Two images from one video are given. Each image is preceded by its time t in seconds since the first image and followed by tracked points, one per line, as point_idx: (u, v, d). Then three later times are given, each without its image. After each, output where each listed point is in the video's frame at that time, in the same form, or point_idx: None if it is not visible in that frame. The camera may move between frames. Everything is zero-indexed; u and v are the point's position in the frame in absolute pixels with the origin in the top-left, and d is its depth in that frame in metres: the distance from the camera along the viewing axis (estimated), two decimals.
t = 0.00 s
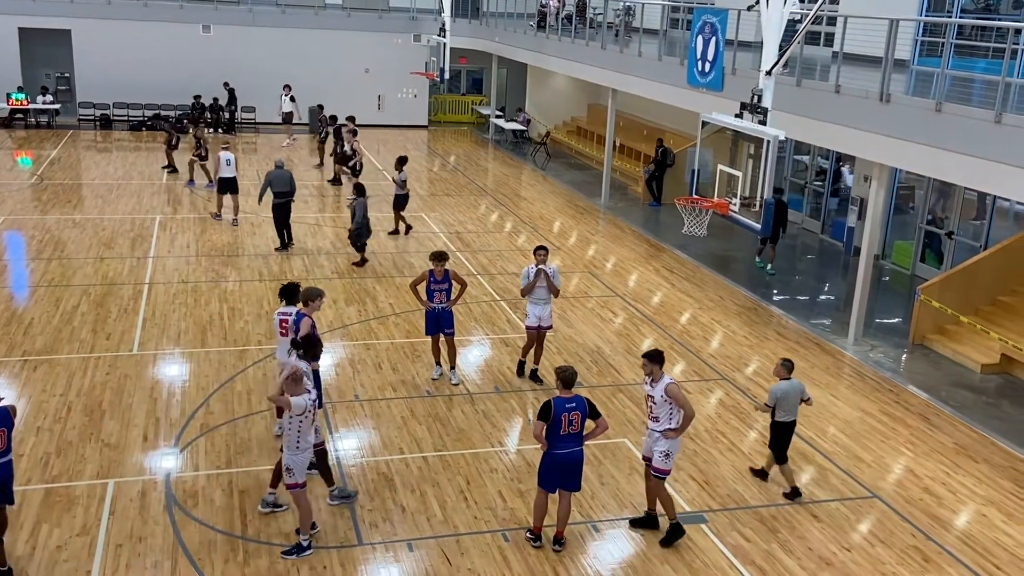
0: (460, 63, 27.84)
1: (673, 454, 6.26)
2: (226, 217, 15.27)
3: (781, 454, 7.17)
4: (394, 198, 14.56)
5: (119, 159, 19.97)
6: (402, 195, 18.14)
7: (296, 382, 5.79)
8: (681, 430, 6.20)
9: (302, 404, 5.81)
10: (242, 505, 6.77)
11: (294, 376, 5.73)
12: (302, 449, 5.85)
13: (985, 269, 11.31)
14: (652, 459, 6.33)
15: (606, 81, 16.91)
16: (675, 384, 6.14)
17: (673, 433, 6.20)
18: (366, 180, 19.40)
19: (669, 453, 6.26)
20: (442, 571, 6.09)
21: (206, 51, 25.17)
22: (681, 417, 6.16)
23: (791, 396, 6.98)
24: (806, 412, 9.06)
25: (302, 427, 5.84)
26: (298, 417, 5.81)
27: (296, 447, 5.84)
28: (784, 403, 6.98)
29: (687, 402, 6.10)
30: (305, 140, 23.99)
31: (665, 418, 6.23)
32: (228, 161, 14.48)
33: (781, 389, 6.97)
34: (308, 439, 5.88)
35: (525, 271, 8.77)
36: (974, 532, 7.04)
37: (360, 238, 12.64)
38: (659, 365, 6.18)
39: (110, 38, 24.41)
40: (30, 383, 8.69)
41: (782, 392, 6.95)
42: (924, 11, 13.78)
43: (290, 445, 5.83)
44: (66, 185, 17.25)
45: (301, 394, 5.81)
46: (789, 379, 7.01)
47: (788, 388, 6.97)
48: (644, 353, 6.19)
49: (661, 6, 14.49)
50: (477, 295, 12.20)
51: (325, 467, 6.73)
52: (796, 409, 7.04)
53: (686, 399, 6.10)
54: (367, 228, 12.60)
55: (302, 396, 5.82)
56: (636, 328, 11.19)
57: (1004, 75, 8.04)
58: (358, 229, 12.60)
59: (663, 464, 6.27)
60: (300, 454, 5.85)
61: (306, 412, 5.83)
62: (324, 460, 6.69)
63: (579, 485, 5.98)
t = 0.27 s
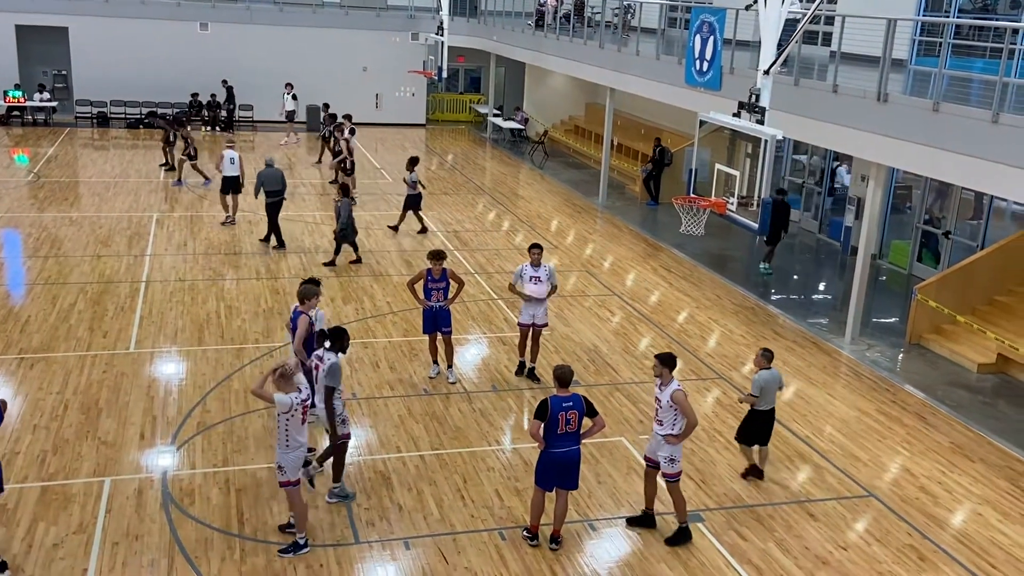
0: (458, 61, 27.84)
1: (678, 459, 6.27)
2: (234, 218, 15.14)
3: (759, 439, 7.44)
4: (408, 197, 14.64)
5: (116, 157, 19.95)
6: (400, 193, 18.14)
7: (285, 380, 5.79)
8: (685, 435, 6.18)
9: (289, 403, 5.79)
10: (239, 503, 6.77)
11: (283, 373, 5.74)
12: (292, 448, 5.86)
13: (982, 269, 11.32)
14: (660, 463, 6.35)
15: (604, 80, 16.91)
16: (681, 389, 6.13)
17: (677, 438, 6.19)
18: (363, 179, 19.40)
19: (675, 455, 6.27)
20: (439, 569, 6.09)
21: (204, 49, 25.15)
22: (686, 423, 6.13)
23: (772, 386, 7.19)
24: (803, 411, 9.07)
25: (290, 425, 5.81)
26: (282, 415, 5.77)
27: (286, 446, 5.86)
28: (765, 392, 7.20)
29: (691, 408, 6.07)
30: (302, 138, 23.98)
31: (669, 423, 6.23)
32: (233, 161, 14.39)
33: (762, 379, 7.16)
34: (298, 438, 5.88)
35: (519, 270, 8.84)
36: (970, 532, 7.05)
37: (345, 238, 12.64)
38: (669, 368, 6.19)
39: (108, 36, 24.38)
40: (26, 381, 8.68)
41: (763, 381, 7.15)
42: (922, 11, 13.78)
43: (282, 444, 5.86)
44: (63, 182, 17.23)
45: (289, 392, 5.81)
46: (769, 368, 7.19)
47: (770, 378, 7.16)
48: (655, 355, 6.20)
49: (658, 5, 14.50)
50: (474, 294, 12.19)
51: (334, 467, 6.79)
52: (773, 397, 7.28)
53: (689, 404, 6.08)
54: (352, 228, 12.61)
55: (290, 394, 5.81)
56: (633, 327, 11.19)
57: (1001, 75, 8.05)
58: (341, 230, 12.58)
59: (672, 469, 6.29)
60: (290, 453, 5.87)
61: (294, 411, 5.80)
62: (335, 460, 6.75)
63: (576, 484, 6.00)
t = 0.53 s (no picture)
0: (456, 60, 27.85)
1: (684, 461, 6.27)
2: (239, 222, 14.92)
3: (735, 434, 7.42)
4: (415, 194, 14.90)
5: (113, 156, 19.93)
6: (397, 192, 18.14)
7: (277, 375, 5.81)
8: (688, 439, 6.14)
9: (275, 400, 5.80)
10: (236, 502, 6.77)
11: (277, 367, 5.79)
12: (280, 444, 5.88)
13: (979, 269, 11.34)
14: (666, 466, 6.36)
15: (602, 80, 16.91)
16: (684, 393, 6.11)
17: (680, 442, 6.17)
18: (361, 177, 19.39)
19: (679, 458, 6.27)
20: (435, 568, 6.10)
21: (202, 48, 25.12)
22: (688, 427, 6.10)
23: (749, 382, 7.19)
24: (800, 411, 9.08)
25: (278, 421, 5.83)
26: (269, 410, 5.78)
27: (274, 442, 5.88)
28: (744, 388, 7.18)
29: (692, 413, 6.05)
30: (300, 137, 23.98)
31: (673, 427, 6.23)
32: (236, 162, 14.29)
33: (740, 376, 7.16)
34: (285, 436, 5.88)
35: (513, 267, 8.87)
36: (966, 532, 7.06)
37: (333, 238, 12.59)
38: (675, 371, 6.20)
39: (105, 34, 24.35)
40: (23, 379, 8.67)
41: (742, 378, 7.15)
42: (919, 12, 13.80)
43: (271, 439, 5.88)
44: (61, 180, 17.21)
45: (280, 386, 5.83)
46: (746, 365, 7.21)
47: (747, 375, 7.17)
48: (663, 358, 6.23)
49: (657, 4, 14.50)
50: (472, 293, 12.20)
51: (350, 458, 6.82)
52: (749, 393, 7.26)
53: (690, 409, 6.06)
54: (338, 226, 12.56)
55: (279, 390, 5.82)
56: (630, 326, 11.20)
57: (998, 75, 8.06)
58: (330, 227, 12.50)
59: (677, 472, 6.29)
60: (279, 449, 5.89)
61: (281, 408, 5.82)
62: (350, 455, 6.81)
63: (572, 482, 6.01)
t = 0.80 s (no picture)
0: (455, 59, 27.85)
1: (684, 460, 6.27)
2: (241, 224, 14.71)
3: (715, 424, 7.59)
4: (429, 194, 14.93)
5: (111, 154, 19.91)
6: (396, 191, 18.14)
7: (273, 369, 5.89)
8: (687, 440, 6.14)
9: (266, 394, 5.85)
10: (233, 501, 6.76)
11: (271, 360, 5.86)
12: (271, 438, 5.97)
13: (976, 269, 11.35)
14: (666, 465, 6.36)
15: (600, 79, 16.92)
16: (683, 393, 6.12)
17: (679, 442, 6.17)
18: (360, 176, 19.39)
19: (679, 458, 6.27)
20: (433, 567, 6.09)
21: (200, 46, 25.10)
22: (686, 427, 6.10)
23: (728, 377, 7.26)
24: (798, 411, 9.08)
25: (268, 413, 5.90)
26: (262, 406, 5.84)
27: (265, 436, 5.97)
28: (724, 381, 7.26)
29: (690, 413, 6.04)
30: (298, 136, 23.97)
31: (673, 426, 6.25)
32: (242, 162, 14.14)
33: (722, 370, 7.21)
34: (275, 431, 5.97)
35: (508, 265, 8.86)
36: (963, 532, 7.07)
37: (321, 237, 12.43)
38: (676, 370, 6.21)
39: (103, 32, 24.32)
40: (21, 378, 8.66)
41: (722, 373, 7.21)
42: (917, 12, 13.82)
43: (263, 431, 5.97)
44: (58, 179, 17.19)
45: (273, 381, 5.88)
46: (729, 359, 7.23)
47: (728, 369, 7.21)
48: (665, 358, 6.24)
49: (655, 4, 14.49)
50: (470, 292, 12.20)
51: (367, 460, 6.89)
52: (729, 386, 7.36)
53: (689, 409, 6.06)
54: (326, 226, 12.40)
55: (272, 383, 5.87)
56: (628, 326, 11.20)
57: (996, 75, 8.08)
58: (316, 227, 12.36)
59: (676, 471, 6.29)
60: (269, 442, 5.97)
61: (272, 402, 5.86)
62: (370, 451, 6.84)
63: (571, 482, 6.00)
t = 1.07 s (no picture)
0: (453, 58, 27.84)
1: (676, 457, 6.28)
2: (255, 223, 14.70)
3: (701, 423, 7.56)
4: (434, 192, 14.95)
5: (109, 153, 19.88)
6: (394, 190, 18.13)
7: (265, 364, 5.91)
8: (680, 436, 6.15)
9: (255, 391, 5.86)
10: (231, 500, 6.76)
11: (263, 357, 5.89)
12: (261, 434, 5.99)
13: (974, 269, 11.37)
14: (660, 462, 6.38)
15: (599, 79, 16.93)
16: (678, 388, 6.13)
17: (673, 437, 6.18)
18: (358, 175, 19.37)
19: (672, 456, 6.28)
20: (431, 566, 6.09)
21: (198, 45, 25.07)
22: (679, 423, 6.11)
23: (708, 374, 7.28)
24: (796, 411, 9.09)
25: (257, 410, 5.91)
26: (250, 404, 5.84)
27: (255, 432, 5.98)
28: (705, 378, 7.30)
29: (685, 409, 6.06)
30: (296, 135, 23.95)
31: (666, 422, 6.25)
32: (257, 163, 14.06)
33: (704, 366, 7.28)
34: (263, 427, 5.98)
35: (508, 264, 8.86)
36: (961, 532, 7.07)
37: (307, 236, 12.45)
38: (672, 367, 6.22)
39: (101, 30, 24.29)
40: (18, 376, 8.65)
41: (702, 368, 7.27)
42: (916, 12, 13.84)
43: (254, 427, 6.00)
44: (56, 177, 17.16)
45: (262, 378, 5.90)
46: (710, 355, 7.30)
47: (708, 365, 7.27)
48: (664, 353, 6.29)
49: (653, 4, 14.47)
50: (468, 291, 12.20)
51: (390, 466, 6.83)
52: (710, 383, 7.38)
53: (684, 405, 6.07)
54: (310, 224, 12.41)
55: (260, 379, 5.89)
56: (626, 325, 11.21)
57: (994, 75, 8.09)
58: (303, 227, 12.39)
59: (672, 468, 6.30)
60: (259, 438, 6.00)
61: (261, 399, 5.88)
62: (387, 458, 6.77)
63: (568, 481, 6.00)
